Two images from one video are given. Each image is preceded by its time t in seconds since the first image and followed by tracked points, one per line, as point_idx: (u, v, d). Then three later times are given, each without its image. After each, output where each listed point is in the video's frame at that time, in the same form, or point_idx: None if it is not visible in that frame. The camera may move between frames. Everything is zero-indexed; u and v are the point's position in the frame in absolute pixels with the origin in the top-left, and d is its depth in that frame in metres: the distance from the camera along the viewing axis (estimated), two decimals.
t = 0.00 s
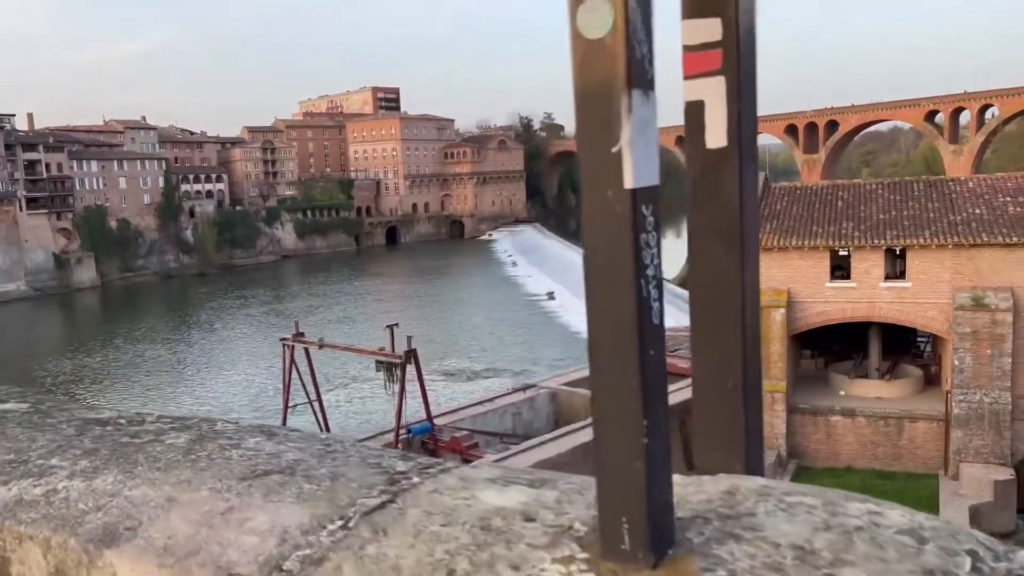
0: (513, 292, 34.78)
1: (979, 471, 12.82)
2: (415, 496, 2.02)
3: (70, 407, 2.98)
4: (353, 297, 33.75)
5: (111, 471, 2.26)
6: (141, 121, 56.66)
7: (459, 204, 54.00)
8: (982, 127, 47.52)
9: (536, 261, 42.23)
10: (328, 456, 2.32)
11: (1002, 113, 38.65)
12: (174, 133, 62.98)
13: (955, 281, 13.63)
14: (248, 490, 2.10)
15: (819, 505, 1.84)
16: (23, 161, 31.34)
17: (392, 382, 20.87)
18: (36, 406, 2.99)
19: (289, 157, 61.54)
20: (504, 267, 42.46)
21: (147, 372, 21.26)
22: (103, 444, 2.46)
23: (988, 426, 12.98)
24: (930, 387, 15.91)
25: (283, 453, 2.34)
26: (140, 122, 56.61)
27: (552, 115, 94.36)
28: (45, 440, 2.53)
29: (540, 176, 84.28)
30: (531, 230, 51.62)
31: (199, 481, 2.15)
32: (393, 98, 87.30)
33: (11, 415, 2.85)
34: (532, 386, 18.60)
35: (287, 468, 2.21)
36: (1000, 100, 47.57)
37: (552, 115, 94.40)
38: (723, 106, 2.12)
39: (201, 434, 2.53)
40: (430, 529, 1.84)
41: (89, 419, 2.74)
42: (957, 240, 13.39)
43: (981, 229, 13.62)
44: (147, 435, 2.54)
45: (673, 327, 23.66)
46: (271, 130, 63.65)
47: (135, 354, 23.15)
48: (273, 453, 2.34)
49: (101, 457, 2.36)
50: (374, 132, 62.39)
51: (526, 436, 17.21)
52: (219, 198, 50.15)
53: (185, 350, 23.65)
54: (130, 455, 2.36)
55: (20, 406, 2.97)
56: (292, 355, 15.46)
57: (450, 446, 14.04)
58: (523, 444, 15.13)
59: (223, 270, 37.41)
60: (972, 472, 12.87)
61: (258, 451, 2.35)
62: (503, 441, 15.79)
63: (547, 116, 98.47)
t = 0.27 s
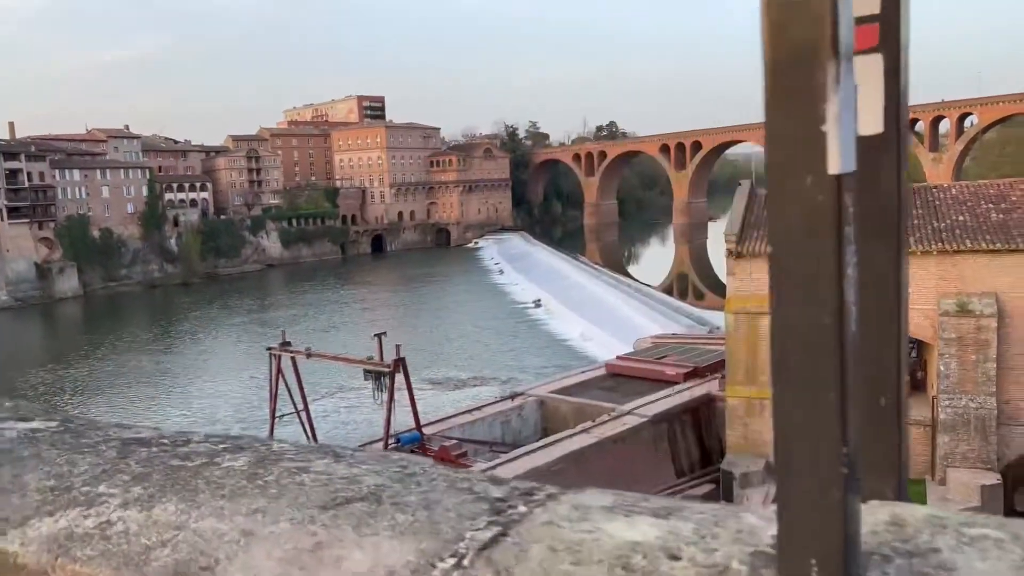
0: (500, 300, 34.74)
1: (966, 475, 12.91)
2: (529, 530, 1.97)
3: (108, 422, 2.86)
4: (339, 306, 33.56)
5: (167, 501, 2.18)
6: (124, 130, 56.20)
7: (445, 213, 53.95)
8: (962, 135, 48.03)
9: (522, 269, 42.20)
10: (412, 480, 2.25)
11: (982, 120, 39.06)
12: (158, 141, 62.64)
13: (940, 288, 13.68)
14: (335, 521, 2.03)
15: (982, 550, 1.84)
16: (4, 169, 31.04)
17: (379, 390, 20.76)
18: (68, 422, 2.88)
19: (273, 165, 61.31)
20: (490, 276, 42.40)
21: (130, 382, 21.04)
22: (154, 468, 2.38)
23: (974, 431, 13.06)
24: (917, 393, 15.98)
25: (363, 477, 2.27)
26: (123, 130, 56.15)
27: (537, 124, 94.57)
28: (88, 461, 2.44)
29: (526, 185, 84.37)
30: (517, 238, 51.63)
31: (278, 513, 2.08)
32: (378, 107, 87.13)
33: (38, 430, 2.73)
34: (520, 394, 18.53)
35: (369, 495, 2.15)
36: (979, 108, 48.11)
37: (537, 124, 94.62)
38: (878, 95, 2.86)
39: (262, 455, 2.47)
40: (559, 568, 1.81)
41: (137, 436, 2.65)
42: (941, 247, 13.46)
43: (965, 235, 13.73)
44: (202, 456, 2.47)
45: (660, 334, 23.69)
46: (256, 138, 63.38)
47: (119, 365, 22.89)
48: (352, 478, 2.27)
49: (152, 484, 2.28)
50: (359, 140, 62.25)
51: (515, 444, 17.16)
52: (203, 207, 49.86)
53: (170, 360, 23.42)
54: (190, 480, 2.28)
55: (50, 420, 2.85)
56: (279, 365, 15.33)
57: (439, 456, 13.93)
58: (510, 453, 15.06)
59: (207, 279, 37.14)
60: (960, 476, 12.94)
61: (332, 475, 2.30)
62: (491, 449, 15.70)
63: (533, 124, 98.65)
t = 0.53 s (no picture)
0: (484, 305, 34.69)
1: (949, 477, 13.00)
2: None
3: (176, 484, 3.27)
4: (321, 312, 33.32)
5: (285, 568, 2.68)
6: (102, 134, 55.46)
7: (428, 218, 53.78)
8: (940, 141, 48.66)
9: (505, 274, 42.16)
10: (533, 527, 2.85)
11: (960, 126, 39.60)
12: (136, 145, 61.80)
13: (922, 291, 13.83)
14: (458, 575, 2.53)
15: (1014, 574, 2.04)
16: None
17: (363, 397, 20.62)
18: (134, 487, 3.25)
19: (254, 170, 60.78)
20: (474, 281, 42.34)
21: (110, 391, 20.78)
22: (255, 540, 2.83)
23: (956, 434, 13.18)
24: (899, 396, 16.13)
25: (478, 524, 2.85)
26: (101, 134, 55.41)
27: (519, 129, 94.56)
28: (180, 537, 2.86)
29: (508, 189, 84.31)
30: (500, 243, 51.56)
31: (403, 567, 2.60)
32: (360, 111, 86.70)
33: (112, 502, 3.13)
34: (506, 400, 18.49)
35: (497, 547, 2.68)
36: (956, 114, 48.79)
37: (519, 129, 94.61)
38: None
39: (348, 501, 3.08)
40: None
41: (221, 500, 3.10)
42: (924, 252, 13.62)
43: (946, 240, 13.90)
44: (285, 505, 3.07)
45: (644, 339, 23.74)
46: (236, 143, 62.81)
47: (98, 372, 22.59)
48: (465, 525, 2.85)
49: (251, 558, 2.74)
50: (341, 145, 61.89)
51: (501, 450, 17.15)
52: (183, 212, 49.31)
53: (151, 368, 23.16)
54: (302, 542, 2.80)
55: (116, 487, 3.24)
56: (265, 372, 15.20)
57: (425, 462, 13.86)
58: (496, 459, 15.00)
59: (188, 285, 36.78)
60: (942, 479, 13.03)
61: (443, 521, 2.87)
62: (477, 455, 15.64)
63: (515, 128, 98.51)
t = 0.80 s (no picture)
0: (480, 307, 34.63)
1: (949, 479, 12.97)
2: None
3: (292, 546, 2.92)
4: (317, 314, 33.22)
5: (358, 526, 3.00)
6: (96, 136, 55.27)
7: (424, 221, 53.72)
8: (934, 143, 48.82)
9: (501, 276, 42.04)
10: None
11: (954, 128, 39.73)
12: (131, 148, 61.62)
13: (921, 293, 13.82)
14: None
15: None
16: None
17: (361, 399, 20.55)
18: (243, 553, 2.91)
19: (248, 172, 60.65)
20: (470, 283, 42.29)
21: (103, 394, 20.60)
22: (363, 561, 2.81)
23: (955, 435, 13.17)
24: (897, 398, 16.14)
25: None
26: (96, 137, 55.23)
27: (515, 131, 94.55)
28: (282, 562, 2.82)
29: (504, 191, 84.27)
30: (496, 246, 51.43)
31: None
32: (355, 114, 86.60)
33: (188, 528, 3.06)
34: (504, 402, 18.43)
35: None
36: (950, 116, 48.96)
37: (514, 131, 94.61)
38: None
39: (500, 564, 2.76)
40: None
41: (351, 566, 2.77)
42: (922, 253, 13.61)
43: (945, 241, 13.90)
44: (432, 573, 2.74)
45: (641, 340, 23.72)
46: (231, 145, 62.67)
47: (93, 375, 22.48)
48: None
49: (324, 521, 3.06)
50: (337, 147, 61.81)
51: (499, 452, 17.09)
52: (178, 214, 49.02)
53: (146, 371, 23.06)
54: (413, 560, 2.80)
55: (180, 474, 3.53)
56: (262, 374, 15.12)
57: (424, 465, 13.79)
58: (495, 461, 14.93)
59: (183, 288, 36.66)
60: (941, 480, 13.02)
61: None
62: (476, 458, 15.57)
63: (511, 129, 98.34)
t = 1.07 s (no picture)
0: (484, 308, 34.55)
1: (958, 480, 12.88)
2: None
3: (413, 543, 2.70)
4: (321, 314, 33.15)
5: (466, 519, 2.89)
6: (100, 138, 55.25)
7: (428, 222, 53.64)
8: (939, 143, 48.69)
9: (505, 277, 41.97)
10: None
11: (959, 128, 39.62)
12: (135, 149, 61.59)
13: (930, 294, 13.74)
14: None
15: None
16: None
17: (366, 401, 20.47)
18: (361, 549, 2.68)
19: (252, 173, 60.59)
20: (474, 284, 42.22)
21: (107, 395, 20.55)
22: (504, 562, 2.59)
23: (965, 437, 13.10)
24: (906, 399, 16.06)
25: None
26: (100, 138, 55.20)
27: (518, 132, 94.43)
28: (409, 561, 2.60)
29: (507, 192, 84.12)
30: (499, 247, 51.35)
31: None
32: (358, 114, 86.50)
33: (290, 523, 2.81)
34: (510, 403, 18.35)
35: None
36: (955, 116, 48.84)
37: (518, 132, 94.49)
38: None
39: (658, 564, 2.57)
40: None
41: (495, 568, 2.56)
42: (932, 253, 13.53)
43: (954, 242, 13.82)
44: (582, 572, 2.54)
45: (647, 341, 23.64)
46: (235, 146, 62.62)
47: (98, 376, 22.43)
48: None
49: (376, 502, 2.96)
50: (340, 148, 61.73)
51: (505, 454, 17.01)
52: (182, 215, 49.04)
53: (151, 372, 23.00)
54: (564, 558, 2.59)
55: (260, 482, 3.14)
56: (268, 376, 15.05)
57: (430, 467, 13.71)
58: (502, 463, 14.85)
59: (187, 289, 36.62)
60: (950, 482, 12.94)
61: None
62: (482, 459, 15.49)
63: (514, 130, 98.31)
